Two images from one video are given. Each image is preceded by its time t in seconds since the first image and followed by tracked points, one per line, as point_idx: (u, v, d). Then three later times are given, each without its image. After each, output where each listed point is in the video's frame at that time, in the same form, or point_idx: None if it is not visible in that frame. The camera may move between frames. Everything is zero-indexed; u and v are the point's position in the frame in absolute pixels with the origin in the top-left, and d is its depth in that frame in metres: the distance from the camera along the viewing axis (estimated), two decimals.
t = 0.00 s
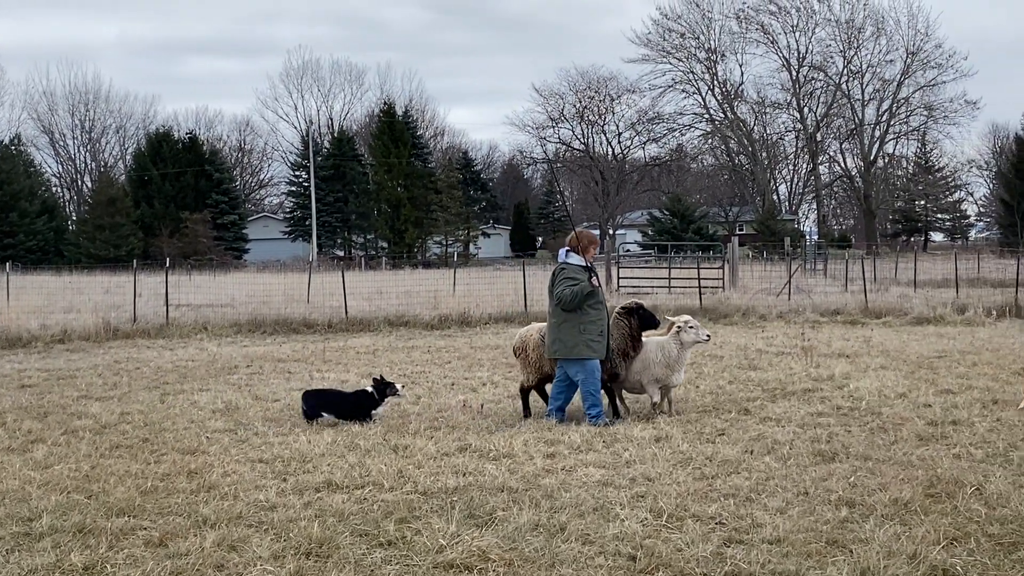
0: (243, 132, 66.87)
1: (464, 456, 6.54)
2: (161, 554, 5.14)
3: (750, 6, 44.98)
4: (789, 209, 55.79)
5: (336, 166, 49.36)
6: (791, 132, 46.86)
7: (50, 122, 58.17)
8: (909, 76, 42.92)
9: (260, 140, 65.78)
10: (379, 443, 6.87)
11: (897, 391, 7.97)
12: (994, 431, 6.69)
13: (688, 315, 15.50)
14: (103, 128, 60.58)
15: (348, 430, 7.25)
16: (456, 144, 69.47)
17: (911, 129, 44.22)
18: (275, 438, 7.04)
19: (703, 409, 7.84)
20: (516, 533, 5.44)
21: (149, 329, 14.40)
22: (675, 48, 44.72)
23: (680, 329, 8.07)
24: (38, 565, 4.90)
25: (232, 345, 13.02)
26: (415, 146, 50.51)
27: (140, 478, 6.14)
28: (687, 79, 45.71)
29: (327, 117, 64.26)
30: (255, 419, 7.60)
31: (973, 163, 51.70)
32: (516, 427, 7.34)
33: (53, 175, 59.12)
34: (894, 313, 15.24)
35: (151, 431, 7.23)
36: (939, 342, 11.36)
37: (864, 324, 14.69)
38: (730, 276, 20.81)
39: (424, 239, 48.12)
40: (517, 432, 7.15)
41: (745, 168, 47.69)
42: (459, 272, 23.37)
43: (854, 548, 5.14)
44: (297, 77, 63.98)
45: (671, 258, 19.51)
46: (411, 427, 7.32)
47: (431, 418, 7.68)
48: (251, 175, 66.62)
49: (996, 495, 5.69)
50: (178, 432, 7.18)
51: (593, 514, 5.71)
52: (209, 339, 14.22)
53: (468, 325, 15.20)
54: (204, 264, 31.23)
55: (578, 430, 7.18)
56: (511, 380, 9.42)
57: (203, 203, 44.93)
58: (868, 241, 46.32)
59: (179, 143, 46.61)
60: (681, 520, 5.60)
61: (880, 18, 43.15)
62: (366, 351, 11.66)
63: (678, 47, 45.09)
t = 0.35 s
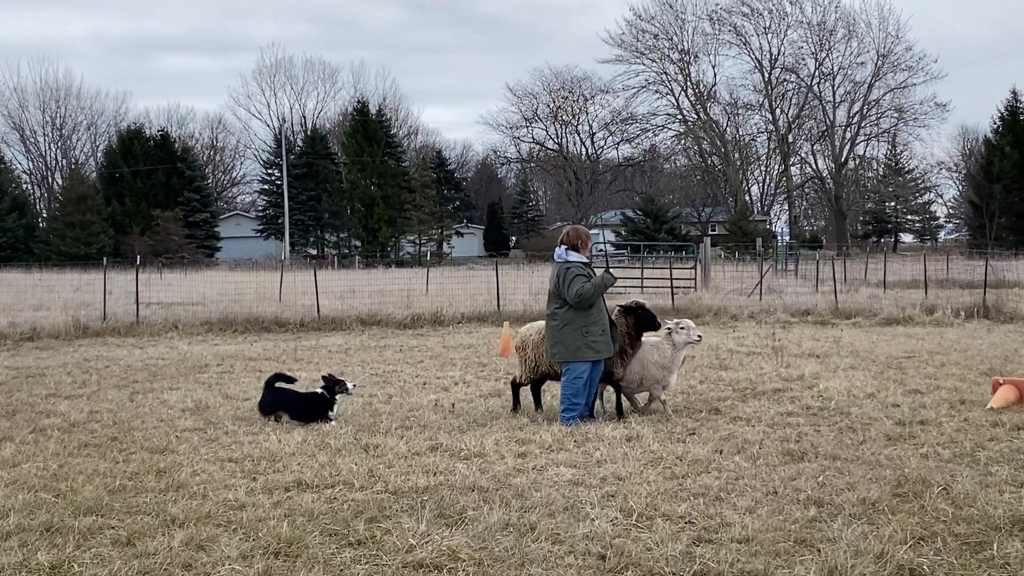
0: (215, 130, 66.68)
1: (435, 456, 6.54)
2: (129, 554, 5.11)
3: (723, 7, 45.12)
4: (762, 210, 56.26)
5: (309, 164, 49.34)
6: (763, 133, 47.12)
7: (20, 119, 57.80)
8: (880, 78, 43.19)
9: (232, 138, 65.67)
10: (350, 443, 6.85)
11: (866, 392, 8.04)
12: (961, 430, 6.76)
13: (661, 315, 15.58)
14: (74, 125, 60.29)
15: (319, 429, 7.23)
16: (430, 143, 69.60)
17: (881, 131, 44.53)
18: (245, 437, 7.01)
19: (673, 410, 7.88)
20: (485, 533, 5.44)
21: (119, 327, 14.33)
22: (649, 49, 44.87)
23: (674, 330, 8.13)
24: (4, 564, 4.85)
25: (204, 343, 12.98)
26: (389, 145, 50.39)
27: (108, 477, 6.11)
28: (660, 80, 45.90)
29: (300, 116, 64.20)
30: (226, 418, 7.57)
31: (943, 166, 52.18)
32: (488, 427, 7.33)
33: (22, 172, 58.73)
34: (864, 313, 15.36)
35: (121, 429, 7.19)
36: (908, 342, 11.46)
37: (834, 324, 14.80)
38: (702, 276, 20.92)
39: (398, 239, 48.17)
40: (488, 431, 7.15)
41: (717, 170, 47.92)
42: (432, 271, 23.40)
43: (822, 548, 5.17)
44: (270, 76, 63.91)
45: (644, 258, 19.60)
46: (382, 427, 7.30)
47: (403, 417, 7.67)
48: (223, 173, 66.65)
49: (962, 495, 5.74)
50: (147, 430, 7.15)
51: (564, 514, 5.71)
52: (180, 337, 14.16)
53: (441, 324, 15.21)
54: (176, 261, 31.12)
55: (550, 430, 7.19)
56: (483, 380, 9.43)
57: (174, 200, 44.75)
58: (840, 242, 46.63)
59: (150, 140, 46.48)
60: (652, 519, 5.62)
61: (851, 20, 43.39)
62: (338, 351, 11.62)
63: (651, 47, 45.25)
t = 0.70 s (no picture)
0: (189, 127, 66.47)
1: (409, 454, 6.54)
2: (101, 551, 5.08)
3: (699, 6, 45.12)
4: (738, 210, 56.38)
5: (283, 162, 49.32)
6: (738, 133, 47.20)
7: None
8: (855, 79, 43.30)
9: (206, 135, 65.46)
10: (323, 441, 6.84)
11: (840, 391, 8.09)
12: (934, 430, 6.79)
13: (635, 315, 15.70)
14: (46, 121, 60.02)
15: (292, 427, 7.21)
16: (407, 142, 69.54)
17: (856, 132, 44.62)
18: (218, 435, 6.99)
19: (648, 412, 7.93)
20: (459, 531, 5.44)
21: (90, 324, 14.28)
22: (625, 48, 44.88)
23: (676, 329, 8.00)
24: None
25: (175, 341, 12.93)
26: (364, 143, 50.38)
27: (79, 475, 6.09)
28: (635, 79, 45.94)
29: (274, 113, 64.12)
30: (198, 415, 7.55)
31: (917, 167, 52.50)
32: (463, 425, 7.34)
33: None
34: (837, 314, 15.43)
35: (93, 427, 7.17)
36: (881, 342, 11.52)
37: (808, 324, 14.87)
38: (676, 275, 21.00)
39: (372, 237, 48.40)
40: (463, 429, 7.16)
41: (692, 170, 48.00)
42: (407, 269, 23.40)
43: (794, 546, 5.18)
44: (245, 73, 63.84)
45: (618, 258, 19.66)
46: (354, 425, 7.29)
47: (377, 416, 7.66)
48: (196, 170, 66.39)
49: (935, 494, 5.76)
50: (119, 427, 7.12)
51: (536, 512, 5.72)
52: (152, 335, 14.13)
53: (415, 322, 15.22)
54: (150, 258, 31.07)
55: (524, 428, 7.20)
56: (457, 378, 9.44)
57: (148, 197, 44.70)
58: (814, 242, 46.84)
59: (124, 137, 46.53)
60: (625, 518, 5.62)
61: (826, 21, 43.47)
62: (312, 349, 11.59)
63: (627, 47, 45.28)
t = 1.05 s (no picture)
0: (166, 123, 66.37)
1: (385, 452, 6.54)
2: (75, 549, 5.06)
3: (677, 6, 45.20)
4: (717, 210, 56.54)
5: (260, 159, 49.29)
6: (716, 133, 47.24)
7: None
8: (832, 79, 43.42)
9: (183, 132, 65.35)
10: (300, 438, 6.84)
11: (816, 391, 8.12)
12: (909, 429, 6.83)
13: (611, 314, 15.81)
14: (22, 117, 59.82)
15: (269, 425, 7.22)
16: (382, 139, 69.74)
17: (833, 132, 44.77)
18: (194, 432, 6.99)
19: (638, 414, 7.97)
20: (435, 529, 5.44)
21: (65, 321, 14.26)
22: (603, 47, 44.90)
23: (686, 327, 8.00)
24: None
25: (151, 338, 12.90)
26: (342, 141, 50.44)
27: (54, 472, 6.08)
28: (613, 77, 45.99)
29: (252, 109, 64.12)
30: (175, 413, 7.55)
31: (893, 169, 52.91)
32: (441, 423, 7.35)
33: None
34: (814, 313, 15.49)
35: (67, 424, 7.14)
36: (857, 342, 11.56)
37: (786, 324, 14.92)
38: (653, 275, 21.05)
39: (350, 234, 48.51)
40: (439, 427, 7.16)
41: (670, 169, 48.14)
42: (384, 267, 23.42)
43: (770, 545, 5.20)
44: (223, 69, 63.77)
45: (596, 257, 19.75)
46: (331, 423, 7.30)
47: (354, 414, 7.66)
48: (172, 167, 66.25)
49: (910, 493, 5.78)
50: (94, 425, 7.11)
51: (513, 510, 5.72)
52: (129, 332, 14.10)
53: (393, 320, 15.24)
54: (125, 254, 31.02)
55: (501, 427, 7.20)
56: (435, 376, 9.45)
57: (124, 193, 44.72)
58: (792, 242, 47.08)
59: (100, 133, 46.66)
60: (602, 516, 5.63)
61: (803, 21, 43.62)
62: (288, 347, 11.57)
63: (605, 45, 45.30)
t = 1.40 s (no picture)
0: (141, 121, 66.29)
1: (361, 450, 6.54)
2: (48, 547, 5.04)
3: (654, 6, 45.29)
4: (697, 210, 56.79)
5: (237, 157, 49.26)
6: (692, 133, 47.31)
7: None
8: (808, 80, 43.56)
9: (159, 130, 65.30)
10: (275, 437, 6.83)
11: (791, 390, 8.17)
12: (883, 428, 6.87)
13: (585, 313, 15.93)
14: None
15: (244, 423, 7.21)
16: (360, 138, 69.96)
17: (808, 132, 44.95)
18: (169, 431, 6.97)
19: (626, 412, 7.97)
20: (411, 527, 5.44)
21: (40, 319, 14.22)
22: (580, 47, 44.96)
23: (687, 327, 7.85)
24: None
25: (125, 336, 12.85)
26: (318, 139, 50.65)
27: (29, 470, 6.05)
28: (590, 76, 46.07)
29: (228, 107, 64.14)
30: (149, 411, 7.53)
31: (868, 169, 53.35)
32: (417, 421, 7.36)
33: None
34: (790, 313, 15.57)
35: (41, 422, 7.12)
36: (832, 341, 11.62)
37: (761, 324, 14.98)
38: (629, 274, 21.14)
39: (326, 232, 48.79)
40: (415, 426, 7.16)
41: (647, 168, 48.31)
42: (360, 266, 23.44)
43: (745, 544, 5.21)
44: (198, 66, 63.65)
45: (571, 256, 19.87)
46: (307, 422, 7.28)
47: (329, 413, 7.64)
48: (148, 164, 66.19)
49: (884, 492, 5.81)
50: (67, 423, 7.08)
51: (489, 509, 5.73)
52: (103, 330, 14.05)
53: (369, 319, 15.24)
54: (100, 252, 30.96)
55: (477, 425, 7.21)
56: (411, 375, 9.46)
57: (100, 191, 44.66)
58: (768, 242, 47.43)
59: (75, 130, 46.51)
60: (577, 515, 5.64)
61: (779, 22, 43.76)
62: (263, 345, 11.54)
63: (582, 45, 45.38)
